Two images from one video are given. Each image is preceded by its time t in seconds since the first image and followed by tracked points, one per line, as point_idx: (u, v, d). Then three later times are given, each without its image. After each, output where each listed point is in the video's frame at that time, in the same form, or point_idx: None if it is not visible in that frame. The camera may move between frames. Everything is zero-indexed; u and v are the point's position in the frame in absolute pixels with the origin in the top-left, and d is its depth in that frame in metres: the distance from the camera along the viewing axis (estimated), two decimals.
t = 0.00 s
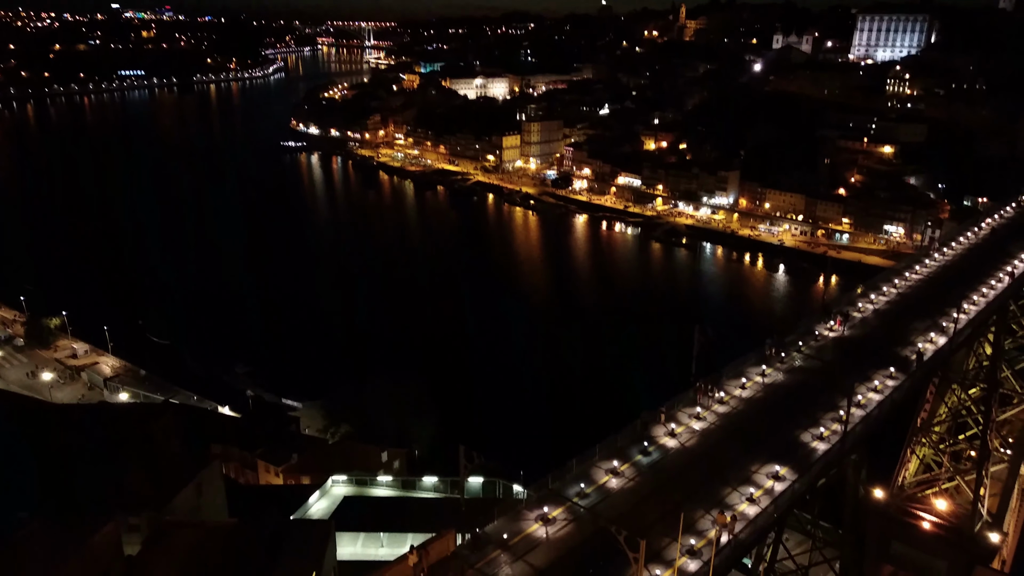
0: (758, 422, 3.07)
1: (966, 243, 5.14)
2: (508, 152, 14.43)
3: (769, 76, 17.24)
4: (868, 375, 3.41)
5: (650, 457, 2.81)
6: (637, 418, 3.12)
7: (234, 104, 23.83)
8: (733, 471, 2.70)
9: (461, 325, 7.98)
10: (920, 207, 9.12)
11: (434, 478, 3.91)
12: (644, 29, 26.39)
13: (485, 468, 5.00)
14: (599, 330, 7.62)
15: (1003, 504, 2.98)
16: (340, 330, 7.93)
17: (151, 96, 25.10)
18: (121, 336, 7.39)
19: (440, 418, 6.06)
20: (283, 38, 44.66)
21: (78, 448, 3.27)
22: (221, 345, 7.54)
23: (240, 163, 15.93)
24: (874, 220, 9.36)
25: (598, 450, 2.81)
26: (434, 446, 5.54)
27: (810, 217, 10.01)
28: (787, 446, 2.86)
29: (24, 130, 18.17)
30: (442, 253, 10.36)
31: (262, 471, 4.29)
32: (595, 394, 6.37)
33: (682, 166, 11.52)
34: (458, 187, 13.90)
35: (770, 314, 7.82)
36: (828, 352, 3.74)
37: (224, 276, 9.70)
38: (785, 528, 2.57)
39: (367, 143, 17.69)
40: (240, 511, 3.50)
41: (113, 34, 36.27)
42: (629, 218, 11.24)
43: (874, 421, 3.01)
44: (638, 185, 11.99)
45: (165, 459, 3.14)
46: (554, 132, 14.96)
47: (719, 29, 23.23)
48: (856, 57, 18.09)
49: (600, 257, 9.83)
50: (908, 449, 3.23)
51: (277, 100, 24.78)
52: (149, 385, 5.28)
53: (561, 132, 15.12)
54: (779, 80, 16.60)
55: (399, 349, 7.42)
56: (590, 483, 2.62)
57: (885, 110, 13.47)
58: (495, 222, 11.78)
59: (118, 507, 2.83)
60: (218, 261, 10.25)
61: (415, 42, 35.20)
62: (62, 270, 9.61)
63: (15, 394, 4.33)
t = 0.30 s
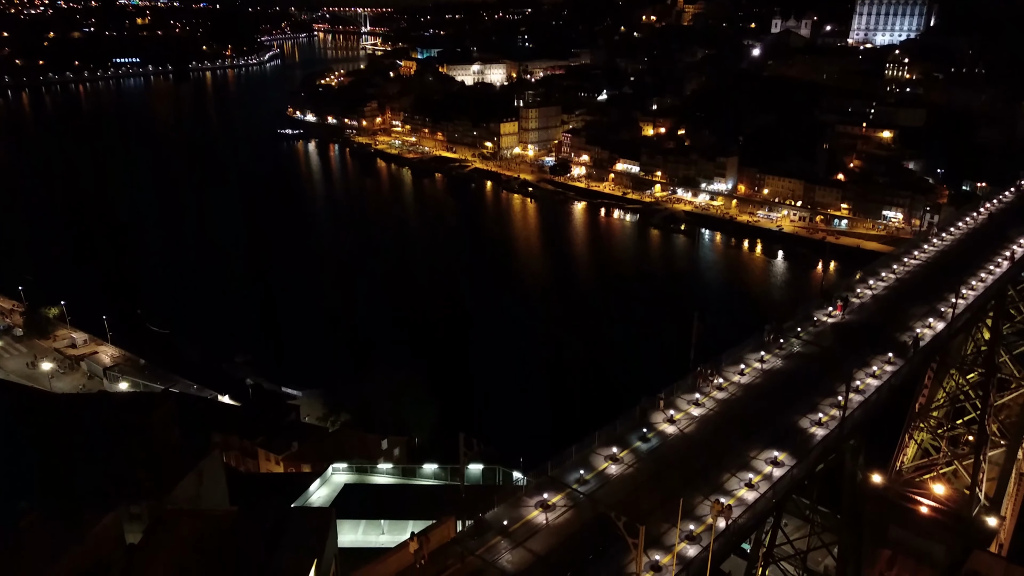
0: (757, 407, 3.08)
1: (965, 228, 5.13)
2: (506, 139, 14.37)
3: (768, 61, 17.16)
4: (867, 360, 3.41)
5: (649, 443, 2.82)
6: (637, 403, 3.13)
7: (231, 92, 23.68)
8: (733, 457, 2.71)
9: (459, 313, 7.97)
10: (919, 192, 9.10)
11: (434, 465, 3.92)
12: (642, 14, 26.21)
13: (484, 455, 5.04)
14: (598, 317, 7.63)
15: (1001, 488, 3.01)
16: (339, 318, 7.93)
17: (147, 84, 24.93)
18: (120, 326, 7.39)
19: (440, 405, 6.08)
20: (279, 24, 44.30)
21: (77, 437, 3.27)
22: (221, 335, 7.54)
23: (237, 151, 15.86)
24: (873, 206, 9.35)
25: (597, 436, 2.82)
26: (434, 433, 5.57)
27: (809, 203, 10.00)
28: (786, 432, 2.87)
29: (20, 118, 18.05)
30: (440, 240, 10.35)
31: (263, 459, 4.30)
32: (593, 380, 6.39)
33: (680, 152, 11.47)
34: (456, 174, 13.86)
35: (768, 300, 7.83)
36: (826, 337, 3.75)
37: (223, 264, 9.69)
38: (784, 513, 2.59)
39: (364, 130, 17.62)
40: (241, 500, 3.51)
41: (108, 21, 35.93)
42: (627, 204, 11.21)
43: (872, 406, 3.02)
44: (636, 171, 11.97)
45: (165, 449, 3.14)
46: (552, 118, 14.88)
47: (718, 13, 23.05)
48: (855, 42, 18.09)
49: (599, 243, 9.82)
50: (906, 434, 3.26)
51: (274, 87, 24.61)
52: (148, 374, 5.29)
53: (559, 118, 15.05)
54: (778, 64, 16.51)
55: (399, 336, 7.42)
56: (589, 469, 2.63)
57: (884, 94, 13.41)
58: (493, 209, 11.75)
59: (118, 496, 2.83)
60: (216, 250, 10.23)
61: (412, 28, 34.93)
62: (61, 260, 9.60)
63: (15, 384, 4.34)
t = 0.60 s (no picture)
0: (754, 399, 3.08)
1: (961, 219, 5.13)
2: (503, 131, 14.32)
3: (765, 51, 17.12)
4: (863, 350, 3.41)
5: (647, 435, 2.82)
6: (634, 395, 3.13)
7: (227, 85, 23.56)
8: (730, 448, 2.71)
9: (457, 306, 7.96)
10: (916, 182, 9.10)
11: (431, 458, 3.91)
12: (639, 6, 26.11)
13: (483, 448, 5.03)
14: (595, 309, 7.63)
15: (997, 477, 3.02)
16: (337, 311, 7.91)
17: (142, 78, 24.76)
18: (116, 321, 7.38)
19: (437, 398, 6.08)
20: (274, 16, 44.00)
21: (74, 433, 3.26)
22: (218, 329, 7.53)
23: (233, 145, 15.80)
24: (870, 197, 9.34)
25: (594, 428, 2.81)
26: (432, 427, 5.57)
27: (806, 194, 9.94)
28: (783, 423, 2.87)
29: (14, 113, 17.94)
30: (438, 233, 10.32)
31: (261, 453, 4.28)
32: (591, 372, 6.39)
33: (677, 144, 11.45)
34: (452, 166, 13.82)
35: (765, 291, 7.84)
36: (823, 328, 3.75)
37: (220, 259, 9.66)
38: (780, 504, 2.59)
39: (360, 123, 17.56)
40: (240, 495, 3.51)
41: (102, 14, 35.66)
42: (624, 197, 11.20)
43: (869, 396, 3.02)
44: (633, 163, 11.94)
45: (163, 444, 3.13)
46: (549, 111, 14.84)
47: (714, 4, 22.97)
48: (852, 32, 18.08)
49: (596, 236, 9.81)
50: (903, 425, 3.27)
51: (269, 80, 24.50)
52: (146, 369, 5.28)
53: (555, 110, 14.99)
54: (775, 55, 16.46)
55: (396, 329, 7.42)
56: (587, 461, 2.63)
57: (881, 84, 13.38)
58: (490, 202, 11.73)
59: (115, 492, 2.82)
60: (212, 244, 10.20)
61: (408, 21, 34.77)
62: (57, 255, 9.56)
63: (11, 379, 4.33)
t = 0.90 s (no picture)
0: (745, 389, 3.08)
1: (950, 209, 5.16)
2: (494, 122, 14.28)
3: (756, 42, 17.12)
4: (853, 340, 3.42)
5: (639, 426, 2.82)
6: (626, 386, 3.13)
7: (215, 76, 23.33)
8: (721, 438, 2.72)
9: (449, 297, 7.94)
10: (905, 173, 9.14)
11: (424, 450, 3.91)
12: None
13: (476, 440, 5.04)
14: (587, 300, 7.65)
15: (986, 465, 3.05)
16: (328, 303, 7.89)
17: (129, 69, 24.46)
18: (106, 314, 7.31)
19: (430, 390, 6.08)
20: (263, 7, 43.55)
21: (67, 428, 3.24)
22: (210, 323, 7.50)
23: (222, 137, 15.66)
24: (861, 187, 9.38)
25: (586, 420, 2.81)
26: (425, 419, 5.57)
27: (797, 184, 10.01)
28: (774, 413, 2.88)
29: None
30: (429, 225, 10.29)
31: (253, 447, 4.26)
32: (583, 363, 6.40)
33: (669, 135, 11.45)
34: (443, 158, 13.77)
35: (757, 282, 7.87)
36: (813, 319, 3.76)
37: (210, 252, 9.59)
38: (771, 492, 2.61)
39: (351, 115, 17.46)
40: (235, 488, 3.50)
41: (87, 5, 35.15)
42: (616, 188, 11.20)
43: (859, 386, 3.03)
44: (624, 154, 11.94)
45: (156, 437, 3.11)
46: (540, 102, 14.79)
47: None
48: (842, 22, 18.14)
49: (588, 227, 9.81)
50: (893, 414, 3.29)
51: (258, 72, 24.28)
52: (136, 363, 5.25)
53: (547, 101, 14.95)
54: (766, 45, 16.47)
55: (387, 321, 7.41)
56: (579, 452, 2.64)
57: (871, 75, 13.42)
58: (481, 193, 11.69)
59: (108, 486, 2.80)
60: (202, 237, 10.12)
61: (397, 11, 34.51)
62: (44, 248, 9.46)
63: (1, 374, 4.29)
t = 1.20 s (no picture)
0: (733, 383, 3.09)
1: (935, 203, 5.20)
2: (481, 117, 14.24)
3: (743, 36, 17.18)
4: (840, 333, 3.43)
5: (627, 420, 2.83)
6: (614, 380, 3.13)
7: (200, 70, 23.09)
8: (709, 432, 2.72)
9: (437, 292, 7.92)
10: (891, 167, 9.21)
11: (412, 447, 3.90)
12: None
13: (465, 435, 5.03)
14: (575, 295, 7.65)
15: (970, 456, 3.08)
16: (315, 299, 7.85)
17: (113, 63, 24.16)
18: (91, 311, 7.24)
19: (419, 385, 6.07)
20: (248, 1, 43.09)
21: (52, 426, 3.20)
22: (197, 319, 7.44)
23: (207, 132, 15.51)
24: (847, 181, 9.42)
25: (575, 414, 2.81)
26: (413, 415, 5.55)
27: (784, 179, 10.02)
28: (761, 406, 2.88)
29: None
30: (417, 220, 10.26)
31: (241, 443, 4.23)
32: (571, 358, 6.41)
33: (656, 130, 11.48)
34: (431, 153, 13.72)
35: (743, 276, 7.92)
36: (800, 312, 3.78)
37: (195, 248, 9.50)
38: (758, 485, 2.63)
39: (338, 109, 17.37)
40: (223, 485, 3.48)
41: None
42: (604, 183, 11.21)
43: (845, 379, 3.04)
44: (612, 149, 11.95)
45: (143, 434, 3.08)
46: (527, 96, 14.73)
47: None
48: (829, 17, 18.28)
49: (576, 222, 9.82)
50: (878, 406, 3.33)
51: (244, 66, 24.06)
52: (122, 360, 5.20)
53: (534, 96, 14.88)
54: (752, 40, 16.54)
55: (375, 316, 7.38)
56: (568, 447, 2.64)
57: (857, 70, 13.51)
58: (470, 188, 11.67)
59: (94, 483, 2.77)
60: (188, 233, 10.03)
61: (385, 5, 34.30)
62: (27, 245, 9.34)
63: None
